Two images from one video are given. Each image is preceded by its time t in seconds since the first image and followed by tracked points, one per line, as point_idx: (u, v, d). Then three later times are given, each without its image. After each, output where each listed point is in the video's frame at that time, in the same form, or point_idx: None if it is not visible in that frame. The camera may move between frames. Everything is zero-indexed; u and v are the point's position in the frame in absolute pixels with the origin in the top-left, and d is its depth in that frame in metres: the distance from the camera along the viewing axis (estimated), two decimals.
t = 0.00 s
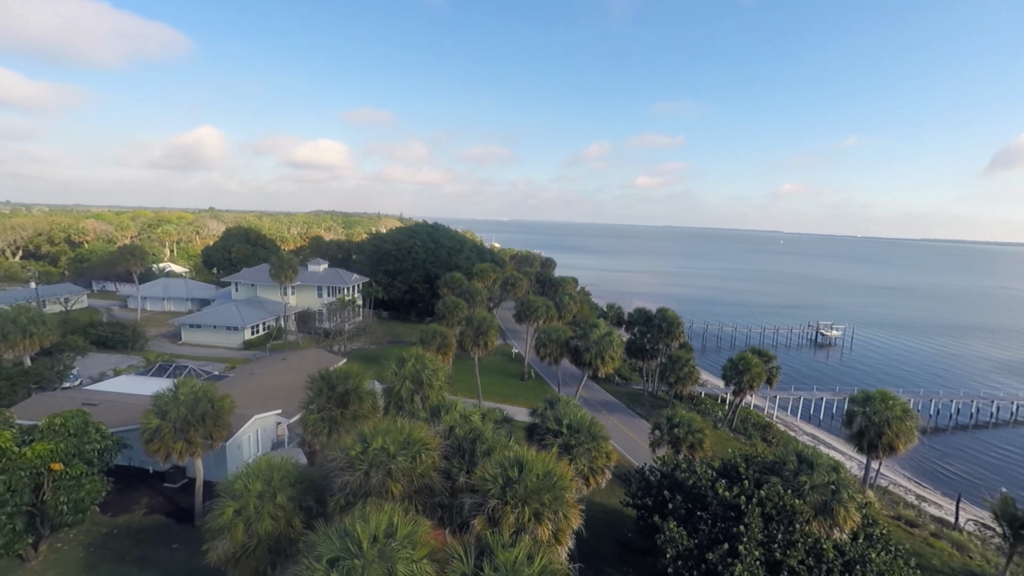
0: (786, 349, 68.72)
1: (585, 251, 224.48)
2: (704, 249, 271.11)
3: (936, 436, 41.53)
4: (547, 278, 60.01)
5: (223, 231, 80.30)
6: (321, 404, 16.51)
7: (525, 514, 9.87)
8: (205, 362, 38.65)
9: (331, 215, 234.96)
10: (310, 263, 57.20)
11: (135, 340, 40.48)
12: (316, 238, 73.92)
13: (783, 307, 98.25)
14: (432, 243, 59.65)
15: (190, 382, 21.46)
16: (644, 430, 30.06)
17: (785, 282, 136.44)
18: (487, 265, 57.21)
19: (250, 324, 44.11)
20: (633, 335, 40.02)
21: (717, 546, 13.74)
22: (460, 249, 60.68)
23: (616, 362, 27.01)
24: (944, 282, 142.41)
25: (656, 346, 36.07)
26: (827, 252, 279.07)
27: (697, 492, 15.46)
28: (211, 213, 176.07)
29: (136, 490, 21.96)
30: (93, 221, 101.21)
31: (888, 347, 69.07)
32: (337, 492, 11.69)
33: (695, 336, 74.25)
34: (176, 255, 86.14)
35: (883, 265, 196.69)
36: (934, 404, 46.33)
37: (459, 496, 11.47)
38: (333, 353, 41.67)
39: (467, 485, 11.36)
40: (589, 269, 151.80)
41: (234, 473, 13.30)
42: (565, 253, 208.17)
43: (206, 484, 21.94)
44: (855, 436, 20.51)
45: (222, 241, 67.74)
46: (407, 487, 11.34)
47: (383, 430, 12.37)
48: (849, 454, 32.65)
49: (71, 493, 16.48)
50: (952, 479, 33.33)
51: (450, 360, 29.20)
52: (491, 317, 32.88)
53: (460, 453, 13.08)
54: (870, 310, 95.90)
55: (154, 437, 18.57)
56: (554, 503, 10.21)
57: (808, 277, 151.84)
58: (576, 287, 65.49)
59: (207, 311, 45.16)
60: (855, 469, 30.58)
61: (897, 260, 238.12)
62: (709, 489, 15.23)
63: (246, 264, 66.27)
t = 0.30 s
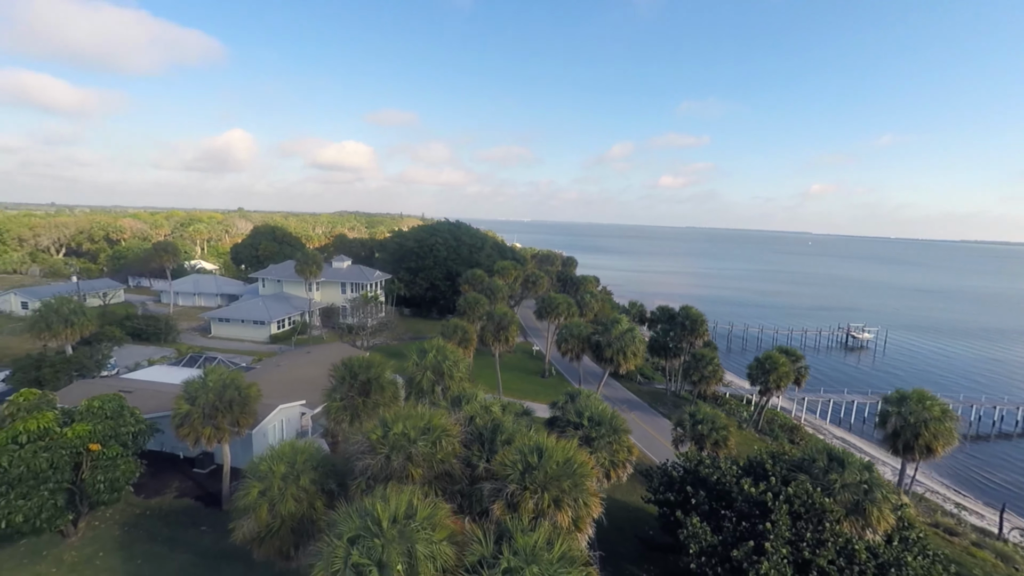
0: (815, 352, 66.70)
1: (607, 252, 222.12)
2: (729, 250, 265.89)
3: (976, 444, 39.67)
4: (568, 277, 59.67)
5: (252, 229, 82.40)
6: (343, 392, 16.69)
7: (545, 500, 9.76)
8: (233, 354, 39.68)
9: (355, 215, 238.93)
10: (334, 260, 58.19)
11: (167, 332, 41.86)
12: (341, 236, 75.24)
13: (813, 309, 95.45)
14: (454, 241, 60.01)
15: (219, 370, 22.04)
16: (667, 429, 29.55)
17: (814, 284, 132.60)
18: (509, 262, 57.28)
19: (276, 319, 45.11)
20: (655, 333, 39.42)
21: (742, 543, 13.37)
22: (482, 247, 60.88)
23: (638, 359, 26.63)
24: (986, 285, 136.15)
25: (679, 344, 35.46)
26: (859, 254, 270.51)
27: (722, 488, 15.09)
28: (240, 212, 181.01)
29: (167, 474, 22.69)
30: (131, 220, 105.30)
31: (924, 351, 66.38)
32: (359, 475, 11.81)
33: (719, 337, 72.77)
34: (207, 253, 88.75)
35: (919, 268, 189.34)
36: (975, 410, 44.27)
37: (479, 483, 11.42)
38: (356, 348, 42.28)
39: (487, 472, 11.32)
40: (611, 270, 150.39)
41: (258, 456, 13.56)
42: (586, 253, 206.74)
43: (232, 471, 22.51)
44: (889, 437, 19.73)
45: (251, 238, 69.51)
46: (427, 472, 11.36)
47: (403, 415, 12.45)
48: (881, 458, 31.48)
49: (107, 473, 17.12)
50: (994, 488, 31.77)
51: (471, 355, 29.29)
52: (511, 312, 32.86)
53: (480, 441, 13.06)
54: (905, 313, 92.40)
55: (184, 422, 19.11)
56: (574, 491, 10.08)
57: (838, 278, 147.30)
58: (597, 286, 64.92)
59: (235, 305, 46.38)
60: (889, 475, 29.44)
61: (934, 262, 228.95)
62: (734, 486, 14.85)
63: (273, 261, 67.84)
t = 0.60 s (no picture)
0: (849, 355, 64.40)
1: (631, 252, 220.27)
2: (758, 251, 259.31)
3: None
4: (592, 275, 59.26)
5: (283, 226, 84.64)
6: (368, 380, 16.92)
7: (568, 484, 9.66)
8: (262, 346, 40.79)
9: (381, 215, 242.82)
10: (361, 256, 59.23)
11: (202, 325, 43.35)
12: (367, 233, 76.53)
13: (847, 311, 92.14)
14: (478, 238, 60.31)
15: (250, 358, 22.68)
16: (693, 428, 28.95)
17: (849, 286, 128.07)
18: (532, 260, 57.24)
19: (304, 313, 46.16)
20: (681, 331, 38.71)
21: (771, 540, 12.97)
22: (506, 245, 61.05)
23: (664, 355, 26.20)
24: None
25: (706, 342, 34.75)
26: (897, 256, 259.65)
27: (750, 485, 14.68)
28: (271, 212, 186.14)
29: (200, 458, 23.48)
30: (169, 218, 109.61)
31: (968, 357, 63.24)
32: (383, 458, 11.94)
33: (748, 338, 71.01)
34: (239, 250, 91.61)
35: (962, 270, 180.62)
36: None
37: (500, 469, 11.37)
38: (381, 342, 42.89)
39: (509, 458, 11.27)
40: (636, 270, 148.61)
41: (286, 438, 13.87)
42: (611, 254, 204.88)
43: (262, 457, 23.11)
44: (931, 439, 18.84)
45: (281, 235, 71.37)
46: (450, 456, 11.39)
47: (427, 401, 12.52)
48: (921, 464, 30.09)
49: (145, 453, 17.82)
50: None
51: (494, 349, 29.36)
52: (535, 307, 32.79)
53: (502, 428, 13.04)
54: (947, 316, 88.28)
55: (216, 407, 19.72)
56: (597, 477, 9.95)
57: (875, 280, 141.84)
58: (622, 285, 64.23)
59: (266, 299, 47.67)
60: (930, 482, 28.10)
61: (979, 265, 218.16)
62: (763, 482, 14.43)
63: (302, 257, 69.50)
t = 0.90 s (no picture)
0: (881, 357, 62.20)
1: (653, 253, 217.37)
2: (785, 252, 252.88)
3: None
4: (613, 274, 58.68)
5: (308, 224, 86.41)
6: (389, 368, 17.10)
7: (588, 469, 9.52)
8: (288, 340, 41.68)
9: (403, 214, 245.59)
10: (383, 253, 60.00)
11: (230, 318, 44.58)
12: (390, 231, 77.46)
13: (880, 313, 89.03)
14: (499, 236, 60.41)
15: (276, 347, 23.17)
16: (716, 427, 28.35)
17: (882, 288, 123.75)
18: (553, 257, 57.05)
19: (327, 308, 47.00)
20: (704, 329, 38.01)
21: (798, 536, 12.60)
22: (526, 243, 61.00)
23: (686, 351, 25.76)
24: None
25: (730, 340, 34.03)
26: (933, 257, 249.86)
27: (776, 481, 14.28)
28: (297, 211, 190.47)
29: (227, 445, 24.11)
30: (200, 217, 113.12)
31: (1010, 361, 60.36)
32: (404, 441, 12.01)
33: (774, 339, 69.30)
34: (267, 248, 93.98)
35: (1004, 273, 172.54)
36: None
37: (520, 455, 11.31)
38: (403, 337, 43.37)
39: (528, 443, 11.20)
40: (658, 271, 146.75)
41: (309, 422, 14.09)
42: (633, 254, 202.72)
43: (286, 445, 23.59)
44: (969, 439, 18.04)
45: (306, 233, 72.89)
46: (469, 440, 11.37)
47: (447, 386, 12.55)
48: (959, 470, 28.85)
49: (175, 436, 18.36)
50: None
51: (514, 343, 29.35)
52: (556, 303, 32.68)
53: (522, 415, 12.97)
54: (987, 320, 84.41)
55: (242, 393, 20.23)
56: (618, 463, 9.81)
57: (909, 282, 136.71)
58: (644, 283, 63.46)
59: (291, 295, 48.72)
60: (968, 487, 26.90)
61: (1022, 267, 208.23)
62: (790, 478, 14.02)
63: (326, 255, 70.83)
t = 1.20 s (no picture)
0: (918, 362, 59.65)
1: (679, 253, 214.23)
2: (817, 253, 245.36)
3: None
4: (638, 272, 57.93)
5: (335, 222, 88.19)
6: (412, 356, 17.25)
7: (611, 454, 9.37)
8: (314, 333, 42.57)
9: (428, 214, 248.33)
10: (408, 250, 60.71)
11: (259, 312, 45.81)
12: (414, 228, 78.34)
13: (918, 317, 85.38)
14: (522, 233, 60.38)
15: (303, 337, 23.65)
16: (743, 427, 27.62)
17: (920, 290, 118.75)
18: (576, 255, 56.76)
19: (352, 303, 47.80)
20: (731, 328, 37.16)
21: (829, 533, 12.15)
22: (550, 241, 60.80)
23: (713, 348, 25.21)
24: None
25: (758, 339, 33.15)
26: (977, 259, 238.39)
27: (807, 477, 13.83)
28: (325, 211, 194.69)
29: (256, 432, 24.73)
30: (233, 215, 116.95)
31: None
32: (427, 425, 12.07)
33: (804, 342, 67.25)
34: (295, 246, 96.38)
35: None
36: None
37: (542, 442, 11.22)
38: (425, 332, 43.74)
39: (551, 429, 11.12)
40: (684, 272, 144.37)
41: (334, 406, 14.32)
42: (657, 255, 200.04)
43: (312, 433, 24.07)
44: (1015, 441, 17.12)
45: (333, 230, 74.39)
46: (491, 424, 11.34)
47: (470, 372, 12.56)
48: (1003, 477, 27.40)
49: (207, 419, 18.93)
50: None
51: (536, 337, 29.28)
52: (579, 298, 32.47)
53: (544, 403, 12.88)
54: None
55: (270, 380, 20.71)
56: (643, 449, 9.64)
57: (950, 285, 130.82)
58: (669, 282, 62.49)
59: (318, 290, 49.74)
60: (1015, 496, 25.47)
61: None
62: (822, 474, 13.55)
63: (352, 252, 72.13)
